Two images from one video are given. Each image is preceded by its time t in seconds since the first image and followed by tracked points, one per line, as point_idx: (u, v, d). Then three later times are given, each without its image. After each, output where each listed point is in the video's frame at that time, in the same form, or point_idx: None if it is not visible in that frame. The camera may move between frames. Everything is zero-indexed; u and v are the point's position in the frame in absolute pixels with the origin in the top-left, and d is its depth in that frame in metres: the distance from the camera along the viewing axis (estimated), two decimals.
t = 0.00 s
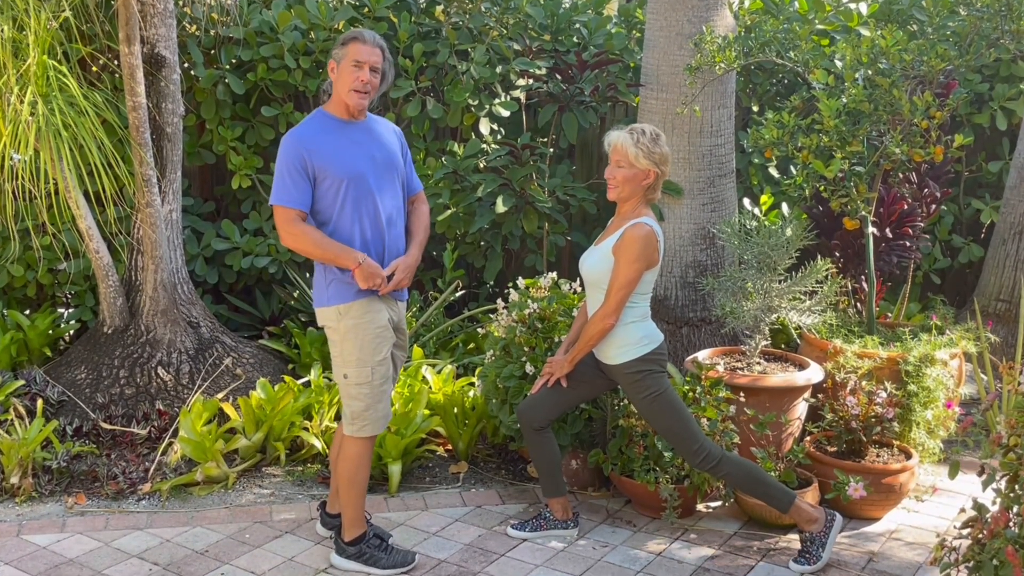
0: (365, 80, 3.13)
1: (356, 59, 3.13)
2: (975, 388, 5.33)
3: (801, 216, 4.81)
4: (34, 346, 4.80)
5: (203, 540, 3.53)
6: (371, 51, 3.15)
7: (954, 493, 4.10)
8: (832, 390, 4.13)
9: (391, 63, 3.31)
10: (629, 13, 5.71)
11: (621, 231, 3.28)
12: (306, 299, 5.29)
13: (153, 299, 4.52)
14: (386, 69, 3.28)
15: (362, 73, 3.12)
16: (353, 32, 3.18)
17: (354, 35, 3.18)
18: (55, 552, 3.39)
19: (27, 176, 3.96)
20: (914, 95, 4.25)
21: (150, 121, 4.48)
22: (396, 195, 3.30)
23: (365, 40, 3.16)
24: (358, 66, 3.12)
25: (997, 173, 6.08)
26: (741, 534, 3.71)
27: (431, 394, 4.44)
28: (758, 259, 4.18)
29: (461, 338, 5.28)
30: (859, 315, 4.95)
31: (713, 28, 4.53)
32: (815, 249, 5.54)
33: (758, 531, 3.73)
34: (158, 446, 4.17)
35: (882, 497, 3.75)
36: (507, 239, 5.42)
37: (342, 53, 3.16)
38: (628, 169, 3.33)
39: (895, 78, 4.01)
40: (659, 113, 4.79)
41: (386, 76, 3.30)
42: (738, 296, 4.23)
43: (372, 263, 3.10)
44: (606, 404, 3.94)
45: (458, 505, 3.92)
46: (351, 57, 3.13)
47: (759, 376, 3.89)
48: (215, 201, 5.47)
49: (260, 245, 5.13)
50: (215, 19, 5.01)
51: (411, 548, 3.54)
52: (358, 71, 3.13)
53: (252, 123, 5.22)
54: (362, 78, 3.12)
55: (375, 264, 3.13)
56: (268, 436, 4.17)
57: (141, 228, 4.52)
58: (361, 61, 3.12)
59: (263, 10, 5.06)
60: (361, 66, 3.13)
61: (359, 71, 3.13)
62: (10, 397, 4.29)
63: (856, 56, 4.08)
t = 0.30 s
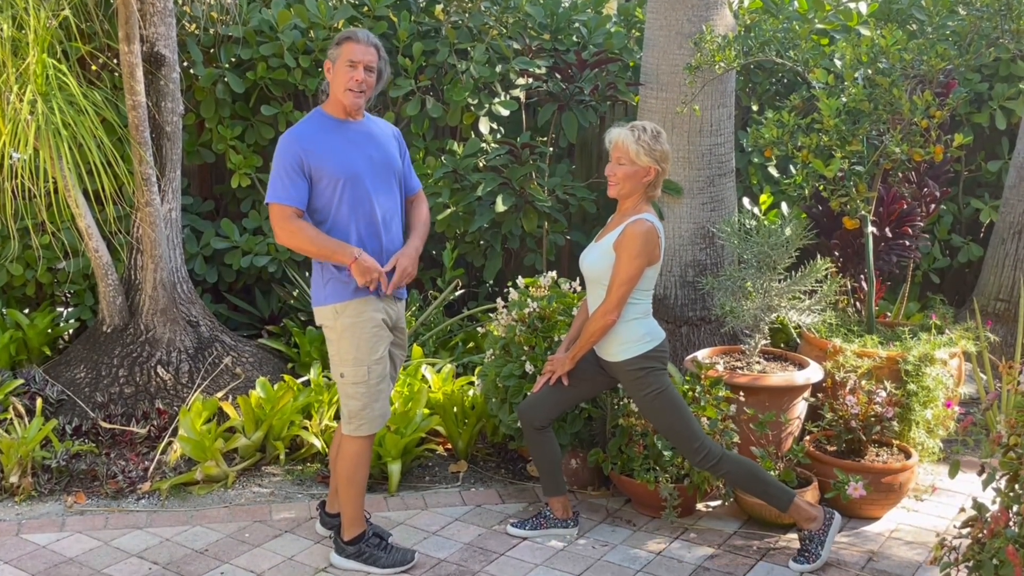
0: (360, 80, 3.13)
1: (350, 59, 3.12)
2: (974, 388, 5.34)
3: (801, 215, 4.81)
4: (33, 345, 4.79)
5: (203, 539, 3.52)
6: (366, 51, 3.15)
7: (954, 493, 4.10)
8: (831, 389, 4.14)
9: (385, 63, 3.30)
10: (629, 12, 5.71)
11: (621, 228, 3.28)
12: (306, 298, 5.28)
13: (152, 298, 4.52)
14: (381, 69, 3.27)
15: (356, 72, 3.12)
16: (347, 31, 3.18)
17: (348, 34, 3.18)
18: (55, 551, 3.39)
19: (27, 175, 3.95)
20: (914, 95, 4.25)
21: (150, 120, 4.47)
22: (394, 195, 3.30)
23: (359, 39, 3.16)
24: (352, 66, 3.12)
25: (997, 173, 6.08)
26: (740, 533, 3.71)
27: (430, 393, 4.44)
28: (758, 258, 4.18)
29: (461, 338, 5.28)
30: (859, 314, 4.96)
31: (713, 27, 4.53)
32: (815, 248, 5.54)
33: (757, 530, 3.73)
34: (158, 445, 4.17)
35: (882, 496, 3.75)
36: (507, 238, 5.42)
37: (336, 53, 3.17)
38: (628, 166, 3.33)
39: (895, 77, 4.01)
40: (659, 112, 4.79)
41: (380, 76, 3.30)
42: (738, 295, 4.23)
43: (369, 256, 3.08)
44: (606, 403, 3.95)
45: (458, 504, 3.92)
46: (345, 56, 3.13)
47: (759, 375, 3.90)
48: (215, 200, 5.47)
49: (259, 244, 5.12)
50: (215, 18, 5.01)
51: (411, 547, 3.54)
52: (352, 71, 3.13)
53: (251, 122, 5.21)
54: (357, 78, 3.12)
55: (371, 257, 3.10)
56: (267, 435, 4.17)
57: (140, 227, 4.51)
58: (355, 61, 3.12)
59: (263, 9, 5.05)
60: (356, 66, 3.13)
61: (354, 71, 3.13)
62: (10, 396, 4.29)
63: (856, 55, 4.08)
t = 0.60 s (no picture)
0: (360, 81, 3.14)
1: (350, 62, 3.14)
2: (973, 388, 5.34)
3: (800, 215, 4.81)
4: (32, 345, 4.79)
5: (202, 539, 3.52)
6: (366, 54, 3.16)
7: (952, 493, 4.11)
8: (831, 389, 4.14)
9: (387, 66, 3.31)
10: (628, 12, 5.70)
11: (621, 227, 3.28)
12: (305, 298, 5.28)
13: (151, 298, 4.52)
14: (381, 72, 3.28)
15: (356, 75, 3.14)
16: (348, 34, 3.19)
17: (350, 36, 3.20)
18: (54, 551, 3.38)
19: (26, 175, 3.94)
20: (913, 95, 4.25)
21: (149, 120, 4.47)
22: (391, 195, 3.29)
23: (360, 42, 3.17)
24: (351, 69, 3.14)
25: (995, 173, 6.10)
26: (739, 533, 3.71)
27: (429, 393, 4.44)
28: (758, 258, 4.19)
29: (460, 338, 5.28)
30: (858, 315, 4.96)
31: (713, 27, 4.53)
32: (814, 248, 5.55)
33: (757, 530, 3.73)
34: (157, 444, 4.16)
35: (881, 496, 3.75)
36: (506, 238, 5.42)
37: (336, 55, 3.18)
38: (627, 165, 3.33)
39: (894, 78, 4.02)
40: (659, 112, 4.79)
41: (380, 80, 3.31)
42: (737, 295, 4.23)
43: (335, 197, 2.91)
44: (605, 403, 3.95)
45: (457, 504, 3.92)
46: (345, 59, 3.14)
47: (758, 375, 3.90)
48: (214, 199, 5.46)
49: (258, 244, 5.12)
50: (214, 18, 5.00)
51: (410, 547, 3.54)
52: (352, 73, 3.14)
53: (250, 122, 5.21)
54: (356, 80, 3.13)
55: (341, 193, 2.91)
56: (266, 435, 4.17)
57: (139, 227, 4.51)
58: (354, 64, 3.13)
59: (262, 8, 5.05)
60: (356, 68, 3.14)
61: (353, 73, 3.14)
62: (9, 396, 4.28)
63: (855, 56, 4.08)
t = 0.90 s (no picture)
0: (361, 82, 3.16)
1: (352, 62, 3.14)
2: (972, 387, 5.35)
3: (799, 214, 4.82)
4: (32, 344, 4.79)
5: (201, 538, 3.53)
6: (368, 54, 3.17)
7: (951, 492, 4.11)
8: (829, 389, 4.15)
9: (388, 67, 3.32)
10: (628, 11, 5.70)
11: (622, 227, 3.28)
12: (305, 297, 5.29)
13: (150, 297, 4.52)
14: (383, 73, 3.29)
15: (357, 75, 3.15)
16: (350, 34, 3.19)
17: (352, 37, 3.20)
18: (53, 550, 3.39)
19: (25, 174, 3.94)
20: (912, 95, 4.25)
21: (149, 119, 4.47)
22: (388, 195, 3.30)
23: (362, 42, 3.18)
24: (352, 69, 3.15)
25: (994, 173, 6.11)
26: (738, 532, 3.72)
27: (429, 392, 4.44)
28: (757, 258, 4.19)
29: (459, 337, 5.29)
30: (857, 314, 4.97)
31: (712, 27, 4.53)
32: (813, 248, 5.56)
33: (756, 530, 3.74)
34: (156, 444, 4.18)
35: (880, 496, 3.76)
36: (505, 238, 5.42)
37: (337, 55, 3.18)
38: (627, 165, 3.33)
39: (894, 78, 4.02)
40: (658, 111, 4.79)
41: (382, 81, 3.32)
42: (736, 295, 4.23)
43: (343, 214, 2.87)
44: (604, 402, 3.95)
45: (456, 503, 3.93)
46: (347, 59, 3.15)
47: (757, 375, 3.91)
48: (213, 198, 5.46)
49: (258, 243, 5.12)
50: (213, 17, 5.00)
51: (410, 546, 3.54)
52: (354, 74, 3.15)
53: (250, 121, 5.22)
54: (358, 80, 3.15)
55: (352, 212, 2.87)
56: (265, 435, 4.17)
57: (139, 226, 4.51)
58: (356, 65, 3.14)
59: (262, 8, 5.04)
60: (358, 69, 3.15)
61: (355, 73, 3.15)
62: (8, 395, 4.29)
63: (854, 56, 4.09)
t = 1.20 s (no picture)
0: (387, 87, 3.15)
1: (380, 66, 3.13)
2: (970, 386, 5.36)
3: (797, 213, 4.82)
4: (31, 343, 4.79)
5: (201, 537, 3.53)
6: (397, 60, 3.16)
7: (949, 491, 4.12)
8: (827, 387, 4.15)
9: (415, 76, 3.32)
10: (627, 11, 5.70)
11: (619, 227, 3.29)
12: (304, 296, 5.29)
13: (150, 296, 4.53)
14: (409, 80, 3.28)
15: (384, 80, 3.14)
16: (383, 36, 3.18)
17: (383, 40, 3.19)
18: (53, 548, 3.39)
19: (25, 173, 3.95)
20: (912, 94, 4.26)
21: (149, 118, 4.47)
22: (388, 203, 3.32)
23: (392, 47, 3.17)
24: (379, 72, 3.14)
25: (993, 172, 6.12)
26: (737, 531, 3.73)
27: (428, 391, 4.45)
28: (756, 257, 4.19)
29: (458, 336, 5.30)
30: (855, 313, 4.98)
31: (712, 27, 4.54)
32: (812, 247, 5.57)
33: (754, 528, 3.74)
34: (156, 442, 4.19)
35: (878, 495, 3.77)
36: (505, 237, 5.43)
37: (366, 56, 3.17)
38: (624, 165, 3.34)
39: (893, 77, 4.03)
40: (657, 110, 4.79)
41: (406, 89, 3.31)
42: (736, 294, 4.24)
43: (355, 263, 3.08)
44: (603, 401, 3.96)
45: (456, 502, 3.93)
46: (375, 61, 3.14)
47: (756, 374, 3.91)
48: (213, 197, 5.46)
49: (257, 242, 5.13)
50: (213, 16, 5.00)
51: (409, 545, 3.55)
52: (380, 77, 3.14)
53: (250, 120, 5.22)
54: (383, 84, 3.14)
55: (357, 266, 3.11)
56: (265, 433, 4.18)
57: (139, 225, 4.51)
58: (385, 69, 3.13)
59: (262, 7, 5.05)
60: (385, 73, 3.14)
61: (381, 77, 3.14)
62: (8, 393, 4.29)
63: (854, 55, 4.10)
